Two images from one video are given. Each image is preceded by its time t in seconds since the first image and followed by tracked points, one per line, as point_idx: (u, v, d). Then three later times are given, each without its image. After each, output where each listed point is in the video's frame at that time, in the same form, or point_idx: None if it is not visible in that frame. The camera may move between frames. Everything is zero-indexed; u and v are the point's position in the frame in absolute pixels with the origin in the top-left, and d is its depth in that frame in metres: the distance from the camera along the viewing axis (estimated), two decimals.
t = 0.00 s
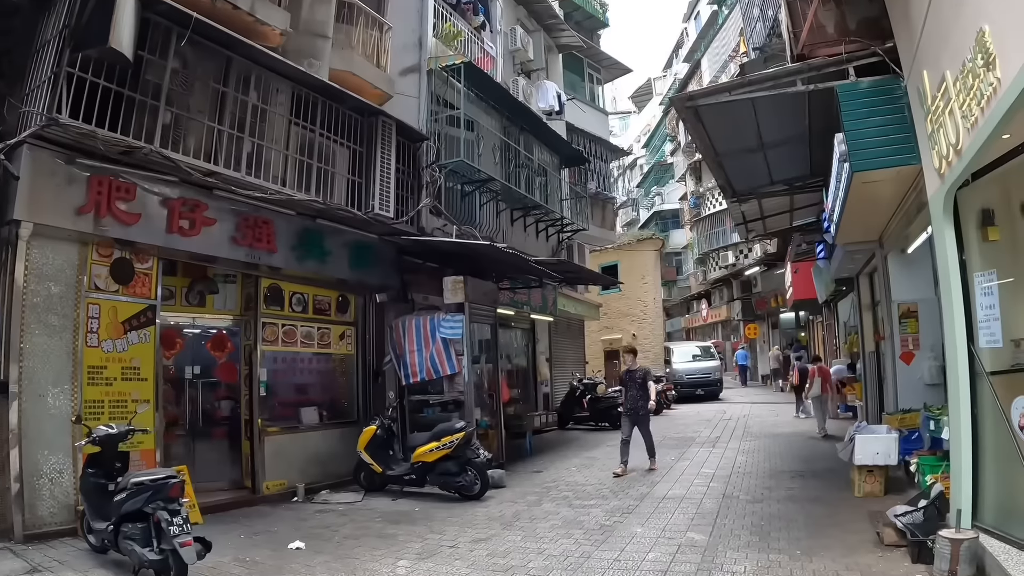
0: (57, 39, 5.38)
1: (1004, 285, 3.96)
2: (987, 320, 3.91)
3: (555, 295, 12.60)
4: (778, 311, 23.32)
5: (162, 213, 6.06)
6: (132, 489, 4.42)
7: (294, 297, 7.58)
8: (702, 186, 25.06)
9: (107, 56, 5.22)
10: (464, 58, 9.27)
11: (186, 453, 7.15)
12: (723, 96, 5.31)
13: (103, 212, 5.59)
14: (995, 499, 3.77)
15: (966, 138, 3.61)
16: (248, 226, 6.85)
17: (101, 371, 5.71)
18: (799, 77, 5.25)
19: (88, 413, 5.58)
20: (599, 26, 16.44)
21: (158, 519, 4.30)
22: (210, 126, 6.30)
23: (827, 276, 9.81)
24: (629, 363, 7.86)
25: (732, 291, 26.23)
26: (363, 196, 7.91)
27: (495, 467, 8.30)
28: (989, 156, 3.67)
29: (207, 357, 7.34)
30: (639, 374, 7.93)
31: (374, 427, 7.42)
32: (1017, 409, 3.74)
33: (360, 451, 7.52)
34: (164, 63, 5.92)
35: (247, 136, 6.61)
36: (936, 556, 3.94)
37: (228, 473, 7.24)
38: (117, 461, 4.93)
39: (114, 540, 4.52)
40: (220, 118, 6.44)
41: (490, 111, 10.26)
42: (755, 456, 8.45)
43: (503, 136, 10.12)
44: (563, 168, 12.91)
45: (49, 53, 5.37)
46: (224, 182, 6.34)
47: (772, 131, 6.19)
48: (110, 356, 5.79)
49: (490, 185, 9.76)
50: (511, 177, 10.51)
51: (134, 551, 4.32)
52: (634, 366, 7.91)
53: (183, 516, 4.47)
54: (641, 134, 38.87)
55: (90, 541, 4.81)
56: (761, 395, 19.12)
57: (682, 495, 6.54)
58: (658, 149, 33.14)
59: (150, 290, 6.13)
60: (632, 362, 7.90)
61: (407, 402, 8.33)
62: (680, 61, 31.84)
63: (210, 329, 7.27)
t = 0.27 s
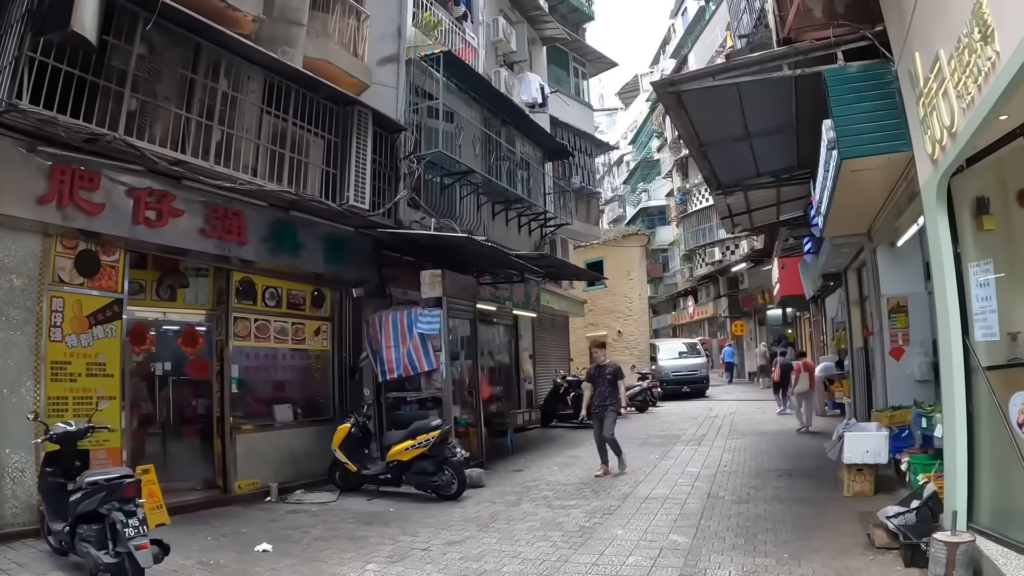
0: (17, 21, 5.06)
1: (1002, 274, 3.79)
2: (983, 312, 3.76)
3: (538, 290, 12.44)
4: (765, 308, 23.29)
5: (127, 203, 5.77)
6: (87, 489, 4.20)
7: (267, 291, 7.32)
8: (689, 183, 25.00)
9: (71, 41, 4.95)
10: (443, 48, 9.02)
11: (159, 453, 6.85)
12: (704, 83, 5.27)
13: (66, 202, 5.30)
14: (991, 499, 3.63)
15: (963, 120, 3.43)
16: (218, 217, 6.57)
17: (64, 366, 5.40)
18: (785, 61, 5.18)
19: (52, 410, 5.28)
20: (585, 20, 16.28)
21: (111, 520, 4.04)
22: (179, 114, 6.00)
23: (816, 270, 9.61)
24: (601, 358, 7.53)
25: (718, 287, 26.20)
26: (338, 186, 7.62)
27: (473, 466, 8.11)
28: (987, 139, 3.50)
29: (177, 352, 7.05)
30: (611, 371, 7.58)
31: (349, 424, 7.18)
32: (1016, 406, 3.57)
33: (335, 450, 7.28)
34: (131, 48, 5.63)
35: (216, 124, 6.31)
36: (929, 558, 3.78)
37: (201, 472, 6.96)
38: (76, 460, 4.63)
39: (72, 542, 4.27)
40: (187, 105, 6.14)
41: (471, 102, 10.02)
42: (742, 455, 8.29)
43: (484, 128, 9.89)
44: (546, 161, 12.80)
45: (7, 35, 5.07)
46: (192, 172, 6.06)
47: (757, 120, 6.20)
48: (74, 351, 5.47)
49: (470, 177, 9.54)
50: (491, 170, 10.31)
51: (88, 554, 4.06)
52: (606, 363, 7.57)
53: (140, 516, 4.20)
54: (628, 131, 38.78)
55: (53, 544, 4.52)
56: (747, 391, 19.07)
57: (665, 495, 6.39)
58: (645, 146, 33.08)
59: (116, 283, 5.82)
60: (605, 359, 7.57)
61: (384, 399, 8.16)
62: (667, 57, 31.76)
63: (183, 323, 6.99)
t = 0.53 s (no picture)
0: None
1: (985, 265, 3.68)
2: (967, 307, 3.67)
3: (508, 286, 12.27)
4: (737, 304, 23.40)
5: (79, 197, 5.39)
6: (30, 499, 3.78)
7: (227, 289, 6.99)
8: (661, 179, 25.02)
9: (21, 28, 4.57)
10: (410, 39, 8.74)
11: (116, 458, 6.44)
12: (676, 73, 5.12)
13: (11, 198, 4.92)
14: (974, 501, 3.53)
15: (947, 107, 3.30)
16: (176, 214, 6.19)
17: (14, 369, 5.06)
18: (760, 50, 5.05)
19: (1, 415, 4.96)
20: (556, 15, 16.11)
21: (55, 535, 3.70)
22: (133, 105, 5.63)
23: (790, 266, 9.50)
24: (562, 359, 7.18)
25: (691, 284, 26.28)
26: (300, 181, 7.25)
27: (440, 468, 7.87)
28: (971, 127, 3.38)
29: (135, 354, 6.64)
30: (573, 372, 7.22)
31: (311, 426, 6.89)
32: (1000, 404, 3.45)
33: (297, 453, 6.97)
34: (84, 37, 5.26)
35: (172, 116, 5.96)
36: (911, 562, 3.68)
37: (160, 477, 6.58)
38: (24, 467, 4.08)
39: (14, 556, 3.88)
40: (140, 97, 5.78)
41: (439, 96, 9.78)
42: (716, 454, 8.19)
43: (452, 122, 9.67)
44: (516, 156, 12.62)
45: None
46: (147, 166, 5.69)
47: (730, 113, 6.10)
48: (23, 354, 5.12)
49: (437, 172, 9.30)
50: (459, 165, 10.08)
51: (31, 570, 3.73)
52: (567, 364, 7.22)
53: (85, 527, 3.88)
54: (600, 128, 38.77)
55: None
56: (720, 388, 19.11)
57: (637, 497, 6.24)
58: (618, 142, 33.08)
59: (69, 282, 5.47)
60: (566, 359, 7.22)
61: (350, 400, 7.81)
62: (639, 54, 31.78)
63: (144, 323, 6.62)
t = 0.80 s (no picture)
0: None
1: (959, 256, 3.64)
2: (943, 300, 3.62)
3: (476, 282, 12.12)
4: (706, 301, 23.59)
5: (31, 187, 5.03)
6: None
7: (186, 284, 6.71)
8: (631, 176, 25.12)
9: None
10: (375, 28, 8.49)
11: (75, 463, 6.08)
12: (646, 60, 5.04)
13: None
14: (949, 498, 3.49)
15: (924, 93, 3.22)
16: (133, 205, 5.84)
17: None
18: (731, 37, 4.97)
19: None
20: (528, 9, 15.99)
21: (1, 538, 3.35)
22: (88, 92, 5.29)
23: (760, 261, 9.70)
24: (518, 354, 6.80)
25: (660, 280, 26.43)
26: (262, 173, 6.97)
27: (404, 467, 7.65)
28: (946, 116, 3.33)
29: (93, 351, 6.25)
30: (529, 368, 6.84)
31: (274, 423, 6.60)
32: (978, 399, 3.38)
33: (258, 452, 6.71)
34: (34, 20, 4.94)
35: (129, 103, 5.60)
36: (886, 561, 3.59)
37: (119, 476, 6.24)
38: None
39: None
40: (96, 83, 5.42)
41: (405, 87, 9.55)
42: (686, 450, 8.13)
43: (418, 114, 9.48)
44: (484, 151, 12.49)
45: None
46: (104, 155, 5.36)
47: (701, 103, 6.06)
48: None
49: (402, 165, 9.08)
50: (425, 158, 9.89)
51: None
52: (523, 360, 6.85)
53: (29, 528, 3.53)
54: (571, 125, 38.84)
55: None
56: (688, 384, 19.21)
57: (606, 494, 6.13)
58: (588, 139, 33.14)
59: (22, 275, 5.13)
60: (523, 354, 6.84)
61: (312, 398, 7.56)
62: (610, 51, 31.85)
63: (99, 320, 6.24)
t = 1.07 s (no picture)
0: None
1: (920, 249, 3.58)
2: (906, 294, 3.56)
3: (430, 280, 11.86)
4: (661, 299, 23.78)
5: None
6: None
7: (127, 280, 6.27)
8: (587, 174, 25.18)
9: None
10: (325, 18, 8.09)
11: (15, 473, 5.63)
12: (598, 47, 4.91)
13: None
14: (913, 496, 3.44)
15: (888, 78, 3.11)
16: (68, 199, 5.37)
17: None
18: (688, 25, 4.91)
19: None
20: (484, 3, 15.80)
21: None
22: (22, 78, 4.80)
23: (716, 257, 9.76)
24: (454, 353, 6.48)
25: (616, 279, 26.55)
26: (205, 165, 6.52)
27: (351, 470, 7.33)
28: (911, 102, 3.22)
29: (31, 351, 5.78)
30: (466, 369, 6.51)
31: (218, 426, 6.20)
32: (944, 396, 3.33)
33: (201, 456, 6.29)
34: None
35: (65, 92, 5.14)
36: (850, 563, 3.48)
37: (60, 484, 5.73)
38: None
39: None
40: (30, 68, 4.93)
41: (356, 81, 9.25)
42: (641, 449, 8.02)
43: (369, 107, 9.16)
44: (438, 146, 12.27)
45: None
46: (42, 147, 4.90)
47: (656, 94, 5.98)
48: None
49: (352, 159, 8.73)
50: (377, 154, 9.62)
51: None
52: (460, 360, 6.53)
53: None
54: (528, 123, 38.78)
55: None
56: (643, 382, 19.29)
57: (560, 496, 5.96)
58: (545, 137, 33.12)
59: None
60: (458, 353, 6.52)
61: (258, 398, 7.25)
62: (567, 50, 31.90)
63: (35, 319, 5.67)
